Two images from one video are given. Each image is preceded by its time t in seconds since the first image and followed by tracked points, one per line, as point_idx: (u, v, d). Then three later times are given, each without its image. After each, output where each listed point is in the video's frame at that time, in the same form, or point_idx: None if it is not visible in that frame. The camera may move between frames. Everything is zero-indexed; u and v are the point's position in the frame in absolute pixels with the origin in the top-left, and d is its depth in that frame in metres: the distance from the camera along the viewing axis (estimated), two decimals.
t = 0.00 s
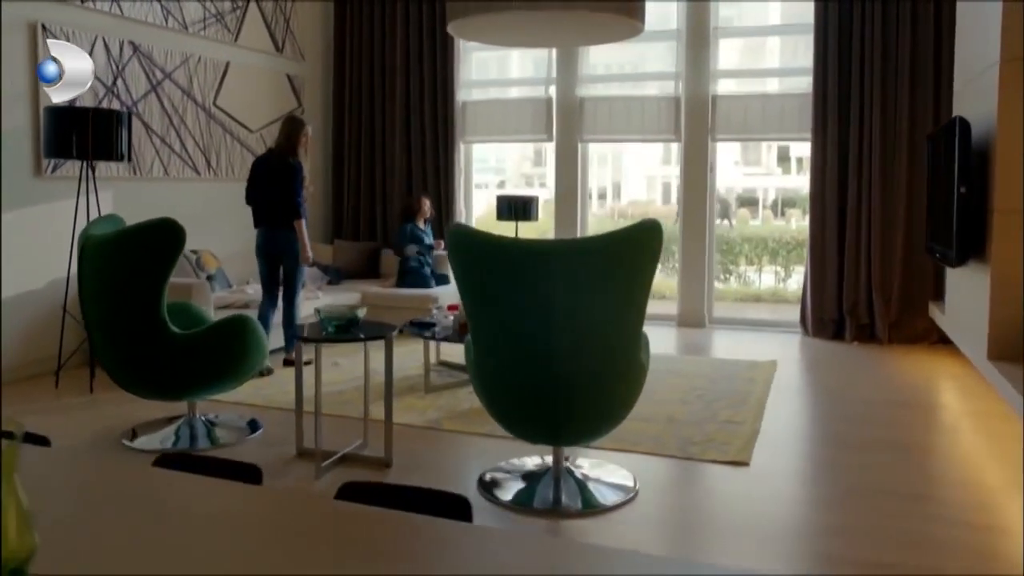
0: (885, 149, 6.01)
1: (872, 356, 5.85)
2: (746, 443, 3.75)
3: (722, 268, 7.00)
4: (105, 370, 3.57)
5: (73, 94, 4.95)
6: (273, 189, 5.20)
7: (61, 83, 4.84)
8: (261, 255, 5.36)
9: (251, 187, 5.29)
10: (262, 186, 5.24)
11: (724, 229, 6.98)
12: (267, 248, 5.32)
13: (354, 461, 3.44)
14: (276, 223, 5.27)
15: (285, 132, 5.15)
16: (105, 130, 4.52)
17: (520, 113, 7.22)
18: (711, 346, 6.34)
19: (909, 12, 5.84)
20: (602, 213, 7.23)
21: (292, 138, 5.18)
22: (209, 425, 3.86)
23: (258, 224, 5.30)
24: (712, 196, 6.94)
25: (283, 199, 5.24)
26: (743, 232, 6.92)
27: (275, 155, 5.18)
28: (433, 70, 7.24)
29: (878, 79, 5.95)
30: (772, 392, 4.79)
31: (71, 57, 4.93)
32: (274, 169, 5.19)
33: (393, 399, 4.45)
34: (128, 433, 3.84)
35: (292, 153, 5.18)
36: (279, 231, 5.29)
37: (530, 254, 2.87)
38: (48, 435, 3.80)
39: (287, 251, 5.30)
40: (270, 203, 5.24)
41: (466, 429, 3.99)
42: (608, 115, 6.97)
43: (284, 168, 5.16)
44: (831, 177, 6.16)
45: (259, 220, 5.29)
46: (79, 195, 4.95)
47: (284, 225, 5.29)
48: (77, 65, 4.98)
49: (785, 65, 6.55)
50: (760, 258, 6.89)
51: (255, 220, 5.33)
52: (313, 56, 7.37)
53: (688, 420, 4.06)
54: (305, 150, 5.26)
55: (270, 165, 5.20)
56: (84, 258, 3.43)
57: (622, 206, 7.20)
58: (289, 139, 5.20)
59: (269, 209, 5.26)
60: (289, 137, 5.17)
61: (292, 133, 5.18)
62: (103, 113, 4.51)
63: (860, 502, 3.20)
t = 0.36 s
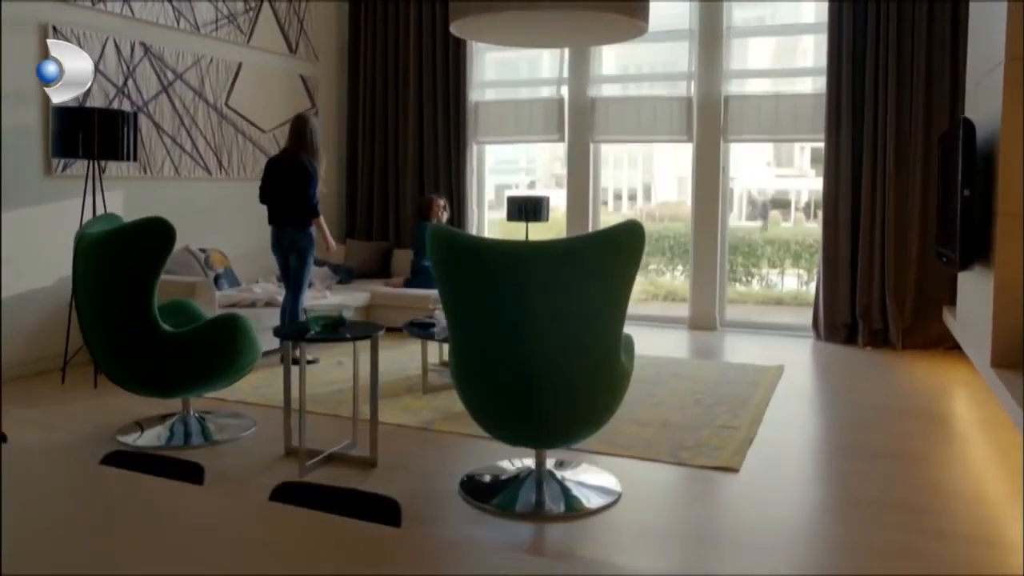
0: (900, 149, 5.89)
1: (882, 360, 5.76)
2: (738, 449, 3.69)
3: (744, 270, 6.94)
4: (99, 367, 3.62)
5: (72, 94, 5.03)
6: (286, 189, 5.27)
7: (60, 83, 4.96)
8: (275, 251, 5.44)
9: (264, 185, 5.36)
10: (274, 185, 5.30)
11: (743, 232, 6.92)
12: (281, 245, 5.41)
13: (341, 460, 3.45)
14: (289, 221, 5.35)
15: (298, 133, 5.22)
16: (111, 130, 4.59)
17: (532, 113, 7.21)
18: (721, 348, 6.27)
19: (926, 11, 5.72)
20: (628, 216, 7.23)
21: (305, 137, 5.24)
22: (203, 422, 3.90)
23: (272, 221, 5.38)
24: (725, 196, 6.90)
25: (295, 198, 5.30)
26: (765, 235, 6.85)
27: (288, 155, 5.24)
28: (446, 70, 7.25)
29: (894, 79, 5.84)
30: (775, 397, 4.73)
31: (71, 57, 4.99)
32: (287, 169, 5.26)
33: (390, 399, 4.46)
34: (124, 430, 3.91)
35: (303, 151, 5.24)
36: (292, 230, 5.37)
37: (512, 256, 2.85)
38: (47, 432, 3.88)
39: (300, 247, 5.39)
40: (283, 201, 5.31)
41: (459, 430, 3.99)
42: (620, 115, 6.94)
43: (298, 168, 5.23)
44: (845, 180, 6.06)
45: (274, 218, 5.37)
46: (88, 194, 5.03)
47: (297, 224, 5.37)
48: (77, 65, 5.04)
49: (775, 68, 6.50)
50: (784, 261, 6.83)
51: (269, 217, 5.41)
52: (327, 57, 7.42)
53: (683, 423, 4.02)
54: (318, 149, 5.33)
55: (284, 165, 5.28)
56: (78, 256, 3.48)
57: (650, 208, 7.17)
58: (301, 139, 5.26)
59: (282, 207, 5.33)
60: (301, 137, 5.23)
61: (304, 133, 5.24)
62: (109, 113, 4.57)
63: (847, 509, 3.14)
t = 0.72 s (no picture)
0: (913, 153, 5.77)
1: (895, 369, 5.63)
2: (732, 460, 3.60)
3: (763, 275, 6.85)
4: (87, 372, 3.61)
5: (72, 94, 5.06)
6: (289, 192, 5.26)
7: (60, 83, 4.97)
8: (280, 255, 5.43)
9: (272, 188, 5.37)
10: (278, 188, 5.30)
11: (763, 235, 6.84)
12: (285, 249, 5.39)
13: (324, 468, 3.42)
14: (292, 224, 5.33)
15: (300, 136, 5.17)
16: (111, 135, 4.61)
17: (540, 116, 7.19)
18: (731, 356, 6.16)
19: (938, 11, 5.60)
20: (660, 219, 7.17)
21: (308, 141, 5.18)
22: (193, 428, 3.89)
23: (277, 224, 5.38)
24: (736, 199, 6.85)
25: (298, 202, 5.27)
26: (786, 239, 6.77)
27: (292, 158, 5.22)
28: (455, 74, 7.25)
29: (906, 81, 5.74)
30: (779, 407, 4.61)
31: (71, 57, 5.02)
32: (291, 172, 5.23)
33: (385, 405, 4.43)
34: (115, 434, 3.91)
35: (304, 155, 5.17)
36: (295, 233, 5.34)
37: (490, 263, 2.78)
38: (40, 436, 3.89)
39: (302, 251, 5.34)
40: (287, 204, 5.31)
41: (449, 438, 3.94)
42: (629, 118, 6.91)
43: (299, 171, 5.18)
44: (856, 184, 5.96)
45: (278, 221, 5.37)
46: (90, 199, 5.06)
47: (299, 227, 5.34)
48: (77, 66, 5.06)
49: (809, 68, 6.34)
50: (805, 265, 6.74)
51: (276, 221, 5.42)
52: (337, 62, 7.44)
53: (679, 434, 3.93)
54: (321, 153, 5.24)
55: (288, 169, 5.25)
56: (66, 260, 3.48)
57: (679, 212, 7.07)
58: (306, 142, 5.21)
59: (285, 211, 5.31)
60: (304, 140, 5.18)
61: (307, 136, 5.18)
62: (109, 118, 4.60)
63: (840, 521, 3.04)
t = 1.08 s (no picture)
0: (930, 155, 5.62)
1: (910, 378, 5.46)
2: (731, 475, 3.46)
3: (781, 278, 6.71)
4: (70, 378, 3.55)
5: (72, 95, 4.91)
6: (289, 194, 5.05)
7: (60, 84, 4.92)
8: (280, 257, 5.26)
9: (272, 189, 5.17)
10: (278, 190, 5.10)
11: (781, 238, 6.70)
12: (285, 251, 5.21)
13: (307, 480, 3.32)
14: (292, 227, 5.13)
15: (300, 137, 4.94)
16: (105, 137, 4.56)
17: (549, 118, 7.10)
18: (743, 363, 6.00)
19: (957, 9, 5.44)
20: (682, 220, 6.99)
21: (309, 142, 4.95)
22: (179, 436, 3.81)
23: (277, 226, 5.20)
24: (748, 201, 6.73)
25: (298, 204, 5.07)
26: (804, 241, 6.63)
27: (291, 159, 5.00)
28: (464, 74, 7.17)
29: (923, 82, 5.58)
30: (786, 418, 4.45)
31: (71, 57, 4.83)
32: (291, 174, 5.01)
33: (378, 414, 4.33)
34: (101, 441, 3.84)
35: (305, 157, 4.95)
36: (295, 237, 5.15)
37: (471, 273, 2.65)
38: (25, 442, 3.83)
39: (301, 255, 5.15)
40: (287, 206, 5.10)
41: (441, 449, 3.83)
42: (638, 120, 6.81)
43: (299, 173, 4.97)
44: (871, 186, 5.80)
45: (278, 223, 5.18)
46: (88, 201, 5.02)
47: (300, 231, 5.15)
48: (77, 66, 4.87)
49: (832, 68, 6.20)
50: (823, 268, 6.58)
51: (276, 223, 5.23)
52: (344, 62, 7.38)
53: (679, 448, 3.79)
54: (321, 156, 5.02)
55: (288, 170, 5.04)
56: (47, 264, 3.42)
57: (701, 212, 6.90)
58: (306, 143, 4.99)
59: (286, 213, 5.11)
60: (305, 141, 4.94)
61: (307, 138, 4.95)
62: (103, 120, 4.55)
63: (840, 540, 2.89)
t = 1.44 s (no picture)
0: (953, 154, 5.43)
1: (931, 386, 5.26)
2: (736, 492, 3.30)
3: (801, 279, 6.53)
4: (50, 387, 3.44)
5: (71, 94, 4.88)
6: (289, 195, 4.83)
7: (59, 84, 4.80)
8: (280, 262, 4.99)
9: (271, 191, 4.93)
10: (277, 192, 4.87)
11: (801, 237, 6.53)
12: (286, 256, 4.95)
13: (292, 495, 3.20)
14: (293, 230, 4.88)
15: (300, 136, 4.79)
16: (98, 138, 4.47)
17: (559, 116, 6.96)
18: (757, 369, 5.82)
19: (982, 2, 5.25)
20: (703, 218, 6.79)
21: (309, 142, 4.80)
22: (166, 446, 3.70)
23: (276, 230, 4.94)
24: (763, 201, 6.57)
25: (298, 206, 4.84)
26: (823, 241, 6.45)
27: (292, 160, 4.82)
28: (472, 70, 7.04)
29: (946, 77, 5.38)
30: (798, 429, 4.28)
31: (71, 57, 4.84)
32: (291, 175, 4.81)
33: (374, 422, 4.20)
34: (86, 450, 3.74)
35: (305, 156, 4.79)
36: (295, 238, 4.90)
37: (456, 284, 2.51)
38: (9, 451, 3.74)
39: (303, 258, 4.91)
40: (287, 207, 4.85)
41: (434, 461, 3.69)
42: (650, 118, 6.65)
43: (299, 174, 4.79)
44: (891, 186, 5.61)
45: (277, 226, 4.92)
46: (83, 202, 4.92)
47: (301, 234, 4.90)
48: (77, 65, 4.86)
49: (853, 64, 6.02)
50: (844, 269, 6.41)
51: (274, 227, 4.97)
52: (352, 60, 7.27)
53: (682, 462, 3.63)
54: (323, 157, 4.87)
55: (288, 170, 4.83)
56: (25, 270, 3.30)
57: (722, 210, 6.71)
58: (306, 144, 4.84)
59: (285, 215, 4.84)
60: (305, 141, 4.79)
61: (307, 138, 4.81)
62: (97, 120, 4.45)
63: (849, 565, 2.72)
